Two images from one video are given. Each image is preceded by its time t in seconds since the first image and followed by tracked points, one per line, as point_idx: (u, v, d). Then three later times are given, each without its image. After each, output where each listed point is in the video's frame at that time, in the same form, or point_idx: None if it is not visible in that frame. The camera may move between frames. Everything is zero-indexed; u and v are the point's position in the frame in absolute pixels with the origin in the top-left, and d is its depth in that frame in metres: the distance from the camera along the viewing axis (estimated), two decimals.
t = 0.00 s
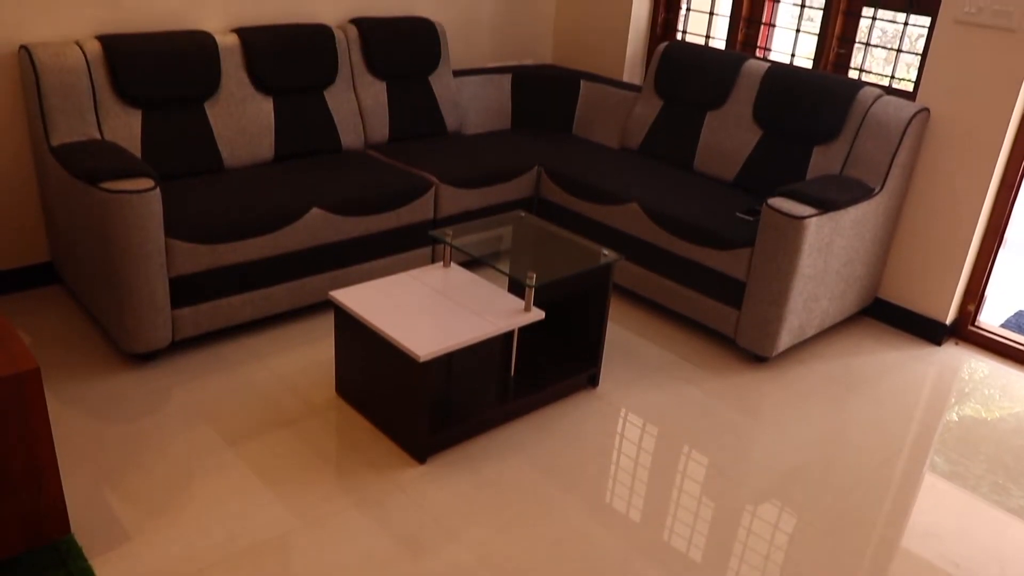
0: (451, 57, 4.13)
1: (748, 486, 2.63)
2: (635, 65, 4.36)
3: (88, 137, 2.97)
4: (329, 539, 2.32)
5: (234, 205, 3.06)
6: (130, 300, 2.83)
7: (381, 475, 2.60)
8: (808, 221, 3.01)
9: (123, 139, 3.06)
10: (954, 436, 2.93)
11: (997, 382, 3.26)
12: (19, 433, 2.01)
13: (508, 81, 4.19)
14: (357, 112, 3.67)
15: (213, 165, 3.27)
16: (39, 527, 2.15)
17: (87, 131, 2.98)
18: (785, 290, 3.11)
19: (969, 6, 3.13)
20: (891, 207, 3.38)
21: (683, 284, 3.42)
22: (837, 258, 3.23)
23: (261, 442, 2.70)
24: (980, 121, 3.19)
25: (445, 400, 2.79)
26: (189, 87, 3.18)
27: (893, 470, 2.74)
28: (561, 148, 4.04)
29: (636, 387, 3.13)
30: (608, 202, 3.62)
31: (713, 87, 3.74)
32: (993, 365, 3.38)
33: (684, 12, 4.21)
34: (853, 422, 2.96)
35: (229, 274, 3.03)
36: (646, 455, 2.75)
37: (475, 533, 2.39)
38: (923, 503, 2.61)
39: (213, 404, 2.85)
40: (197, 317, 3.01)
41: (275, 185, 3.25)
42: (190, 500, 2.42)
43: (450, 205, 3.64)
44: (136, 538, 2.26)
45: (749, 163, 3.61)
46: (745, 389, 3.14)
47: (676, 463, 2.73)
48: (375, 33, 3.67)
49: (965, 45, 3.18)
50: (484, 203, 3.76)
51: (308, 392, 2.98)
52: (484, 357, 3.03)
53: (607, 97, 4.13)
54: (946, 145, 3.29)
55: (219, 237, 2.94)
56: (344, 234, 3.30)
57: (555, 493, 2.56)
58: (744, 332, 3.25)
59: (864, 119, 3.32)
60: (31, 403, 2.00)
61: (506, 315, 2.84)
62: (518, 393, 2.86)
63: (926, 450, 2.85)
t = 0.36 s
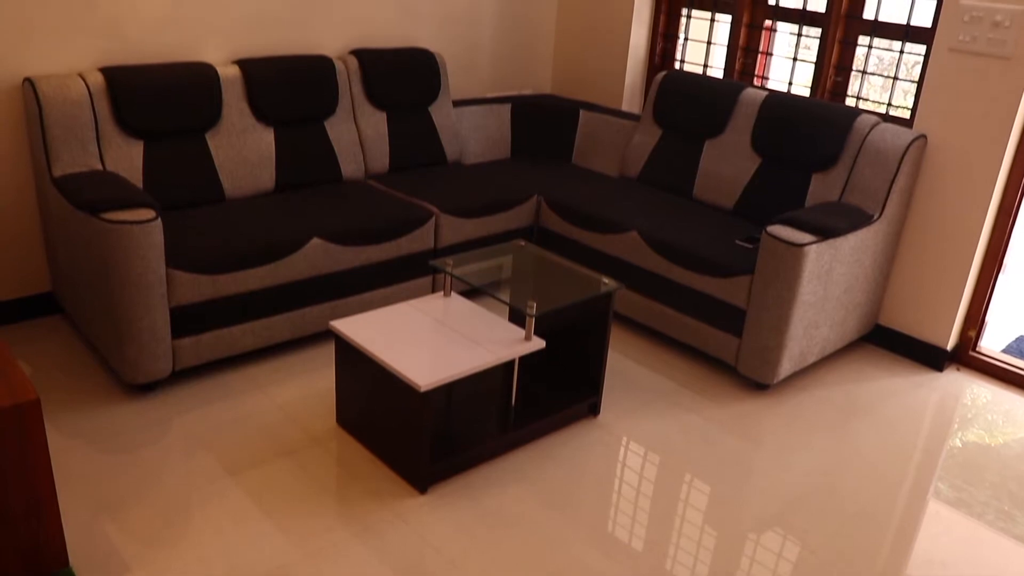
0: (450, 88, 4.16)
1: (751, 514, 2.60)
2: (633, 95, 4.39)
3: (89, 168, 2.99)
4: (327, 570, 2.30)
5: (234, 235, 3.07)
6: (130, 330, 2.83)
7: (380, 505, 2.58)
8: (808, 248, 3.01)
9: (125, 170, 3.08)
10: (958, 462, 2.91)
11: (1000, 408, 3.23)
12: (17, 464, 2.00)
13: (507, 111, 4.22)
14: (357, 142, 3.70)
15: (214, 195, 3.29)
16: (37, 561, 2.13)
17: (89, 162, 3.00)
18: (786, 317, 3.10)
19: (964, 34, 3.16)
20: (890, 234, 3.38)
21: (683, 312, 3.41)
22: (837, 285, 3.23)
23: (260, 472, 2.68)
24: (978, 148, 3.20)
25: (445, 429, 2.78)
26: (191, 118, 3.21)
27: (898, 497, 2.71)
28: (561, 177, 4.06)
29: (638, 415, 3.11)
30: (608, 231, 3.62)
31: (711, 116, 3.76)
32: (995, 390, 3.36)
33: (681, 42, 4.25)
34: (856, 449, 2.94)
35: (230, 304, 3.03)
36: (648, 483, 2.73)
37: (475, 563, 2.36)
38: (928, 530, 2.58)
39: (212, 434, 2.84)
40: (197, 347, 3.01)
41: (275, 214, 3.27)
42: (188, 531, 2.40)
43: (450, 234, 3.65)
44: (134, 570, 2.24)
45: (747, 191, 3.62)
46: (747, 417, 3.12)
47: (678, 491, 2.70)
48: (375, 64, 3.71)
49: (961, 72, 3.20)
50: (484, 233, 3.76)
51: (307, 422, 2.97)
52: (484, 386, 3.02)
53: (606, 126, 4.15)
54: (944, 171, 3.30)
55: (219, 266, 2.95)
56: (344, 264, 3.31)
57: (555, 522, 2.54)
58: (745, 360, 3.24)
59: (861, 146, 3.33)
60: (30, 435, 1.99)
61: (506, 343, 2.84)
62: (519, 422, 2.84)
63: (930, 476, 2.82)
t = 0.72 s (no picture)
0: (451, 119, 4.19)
1: (754, 544, 2.57)
2: (632, 124, 4.42)
3: (91, 199, 3.01)
4: None
5: (235, 265, 3.08)
6: (131, 361, 2.83)
7: (379, 535, 2.55)
8: (808, 276, 3.01)
9: (127, 201, 3.10)
10: (963, 490, 2.87)
11: (1003, 434, 3.21)
12: (16, 496, 1.99)
13: (507, 141, 4.25)
14: (358, 172, 3.72)
15: (215, 225, 3.30)
16: None
17: (91, 194, 3.02)
18: (787, 345, 3.08)
19: (959, 62, 3.18)
20: (890, 261, 3.37)
21: (684, 340, 3.40)
22: (838, 312, 3.22)
23: (259, 503, 2.66)
24: (976, 174, 3.20)
25: (445, 460, 2.76)
26: (194, 150, 3.23)
27: (902, 525, 2.67)
28: (561, 206, 4.07)
29: (640, 444, 3.08)
30: (608, 260, 3.62)
31: (709, 144, 3.78)
32: (998, 417, 3.33)
33: (680, 72, 4.29)
34: (859, 477, 2.90)
35: (230, 334, 3.03)
36: (650, 513, 2.70)
37: None
38: (934, 559, 2.54)
39: (211, 465, 2.82)
40: (197, 378, 3.00)
41: (275, 244, 3.28)
42: (187, 563, 2.37)
43: (450, 264, 3.65)
44: None
45: (747, 219, 3.62)
46: (750, 446, 3.09)
47: (680, 520, 2.67)
48: (375, 95, 3.74)
49: (958, 100, 3.22)
50: (484, 262, 3.76)
51: (306, 452, 2.95)
52: (484, 415, 3.00)
53: (605, 156, 4.17)
54: (943, 197, 3.30)
55: (220, 297, 2.95)
56: (344, 294, 3.31)
57: (555, 552, 2.51)
58: (747, 388, 3.22)
59: (860, 174, 3.34)
60: (29, 467, 1.98)
61: (506, 373, 2.83)
62: (520, 452, 2.82)
63: (934, 504, 2.78)
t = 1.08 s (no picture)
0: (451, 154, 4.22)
1: None
2: (632, 158, 4.44)
3: (92, 234, 3.03)
4: None
5: (235, 299, 3.08)
6: (132, 396, 2.82)
7: (378, 571, 2.52)
8: (809, 308, 2.99)
9: (129, 236, 3.11)
10: (969, 522, 2.82)
11: (1009, 465, 3.17)
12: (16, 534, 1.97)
13: (507, 176, 4.27)
14: (359, 207, 3.74)
15: (217, 259, 3.31)
16: None
17: (93, 229, 3.04)
18: (789, 377, 3.06)
19: (955, 94, 3.21)
20: (891, 292, 3.36)
21: (685, 373, 3.38)
22: (840, 344, 3.20)
23: (257, 538, 2.63)
24: (975, 205, 3.20)
25: (445, 495, 2.73)
26: (196, 186, 3.26)
27: (909, 558, 2.63)
28: (562, 240, 4.07)
29: (642, 478, 3.05)
30: (608, 293, 3.61)
31: (710, 177, 3.79)
32: (1003, 448, 3.29)
33: (679, 106, 4.33)
34: (864, 509, 2.86)
35: (231, 369, 3.03)
36: (653, 547, 2.66)
37: None
38: None
39: (210, 500, 2.80)
40: (198, 413, 3.00)
41: (275, 279, 3.29)
42: None
43: (452, 298, 3.65)
44: None
45: (747, 251, 3.62)
46: (752, 479, 3.05)
47: (683, 554, 2.63)
48: (376, 130, 3.77)
49: (955, 132, 3.23)
50: (484, 296, 3.76)
51: (305, 487, 2.93)
52: (484, 449, 2.98)
53: (605, 189, 4.19)
54: (942, 228, 3.30)
55: (222, 332, 2.95)
56: (345, 329, 3.30)
57: None
58: (749, 421, 3.19)
59: (859, 205, 3.34)
60: (28, 504, 1.97)
61: (506, 406, 2.81)
62: (522, 487, 2.79)
63: (940, 536, 2.74)
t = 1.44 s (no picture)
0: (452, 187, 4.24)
1: None
2: (632, 190, 4.47)
3: (94, 268, 3.04)
4: None
5: (235, 333, 3.08)
6: (133, 431, 2.82)
7: None
8: (810, 338, 2.98)
9: (130, 270, 3.13)
10: (976, 553, 2.78)
11: (1015, 496, 3.12)
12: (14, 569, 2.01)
13: (508, 209, 4.29)
14: (360, 240, 3.76)
15: (218, 293, 3.32)
16: None
17: (95, 263, 3.06)
18: (791, 408, 3.03)
19: (952, 126, 3.22)
20: (892, 322, 3.34)
21: (687, 404, 3.35)
22: (841, 375, 3.17)
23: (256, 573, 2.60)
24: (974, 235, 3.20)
25: (446, 529, 2.70)
26: (199, 220, 3.28)
27: None
28: (563, 272, 4.08)
29: (645, 511, 3.01)
30: (608, 324, 3.60)
31: (710, 209, 3.79)
32: (1009, 479, 3.25)
33: (679, 138, 4.36)
34: (869, 541, 2.82)
35: (231, 403, 3.02)
36: None
37: None
38: None
39: (209, 535, 2.78)
40: (199, 446, 2.98)
41: (275, 312, 3.29)
42: None
43: (454, 331, 3.65)
44: None
45: (749, 283, 3.61)
46: (756, 511, 3.01)
47: None
48: (378, 164, 3.80)
49: (953, 162, 3.24)
50: (485, 328, 3.75)
51: (304, 521, 2.90)
52: (484, 482, 2.95)
53: (605, 222, 4.20)
54: (942, 258, 3.29)
55: (224, 365, 2.95)
56: (346, 362, 3.29)
57: None
58: (751, 453, 3.16)
59: (859, 236, 3.33)
60: (26, 539, 2.01)
61: (506, 439, 2.79)
62: (524, 521, 2.76)
63: (946, 567, 2.69)
